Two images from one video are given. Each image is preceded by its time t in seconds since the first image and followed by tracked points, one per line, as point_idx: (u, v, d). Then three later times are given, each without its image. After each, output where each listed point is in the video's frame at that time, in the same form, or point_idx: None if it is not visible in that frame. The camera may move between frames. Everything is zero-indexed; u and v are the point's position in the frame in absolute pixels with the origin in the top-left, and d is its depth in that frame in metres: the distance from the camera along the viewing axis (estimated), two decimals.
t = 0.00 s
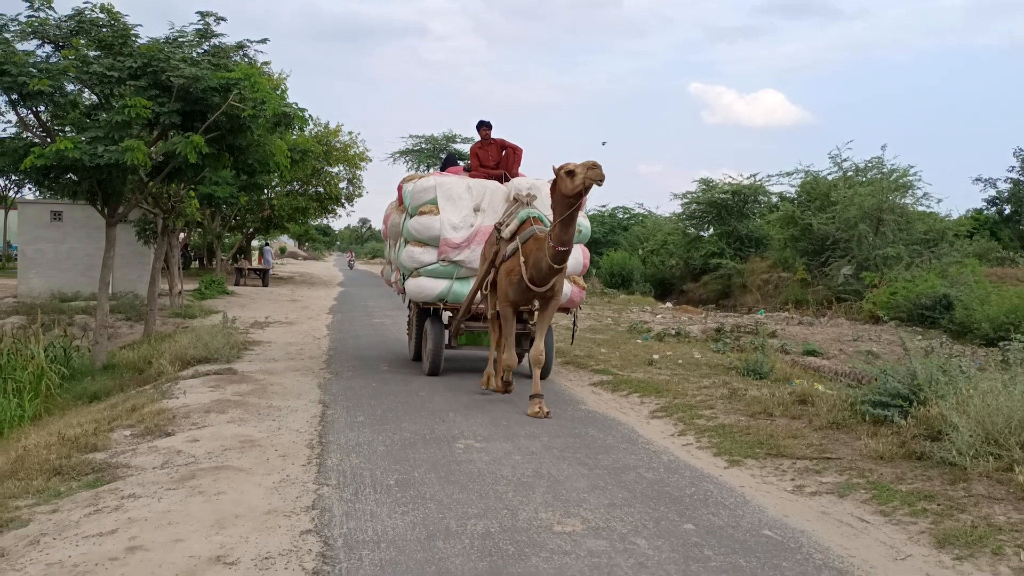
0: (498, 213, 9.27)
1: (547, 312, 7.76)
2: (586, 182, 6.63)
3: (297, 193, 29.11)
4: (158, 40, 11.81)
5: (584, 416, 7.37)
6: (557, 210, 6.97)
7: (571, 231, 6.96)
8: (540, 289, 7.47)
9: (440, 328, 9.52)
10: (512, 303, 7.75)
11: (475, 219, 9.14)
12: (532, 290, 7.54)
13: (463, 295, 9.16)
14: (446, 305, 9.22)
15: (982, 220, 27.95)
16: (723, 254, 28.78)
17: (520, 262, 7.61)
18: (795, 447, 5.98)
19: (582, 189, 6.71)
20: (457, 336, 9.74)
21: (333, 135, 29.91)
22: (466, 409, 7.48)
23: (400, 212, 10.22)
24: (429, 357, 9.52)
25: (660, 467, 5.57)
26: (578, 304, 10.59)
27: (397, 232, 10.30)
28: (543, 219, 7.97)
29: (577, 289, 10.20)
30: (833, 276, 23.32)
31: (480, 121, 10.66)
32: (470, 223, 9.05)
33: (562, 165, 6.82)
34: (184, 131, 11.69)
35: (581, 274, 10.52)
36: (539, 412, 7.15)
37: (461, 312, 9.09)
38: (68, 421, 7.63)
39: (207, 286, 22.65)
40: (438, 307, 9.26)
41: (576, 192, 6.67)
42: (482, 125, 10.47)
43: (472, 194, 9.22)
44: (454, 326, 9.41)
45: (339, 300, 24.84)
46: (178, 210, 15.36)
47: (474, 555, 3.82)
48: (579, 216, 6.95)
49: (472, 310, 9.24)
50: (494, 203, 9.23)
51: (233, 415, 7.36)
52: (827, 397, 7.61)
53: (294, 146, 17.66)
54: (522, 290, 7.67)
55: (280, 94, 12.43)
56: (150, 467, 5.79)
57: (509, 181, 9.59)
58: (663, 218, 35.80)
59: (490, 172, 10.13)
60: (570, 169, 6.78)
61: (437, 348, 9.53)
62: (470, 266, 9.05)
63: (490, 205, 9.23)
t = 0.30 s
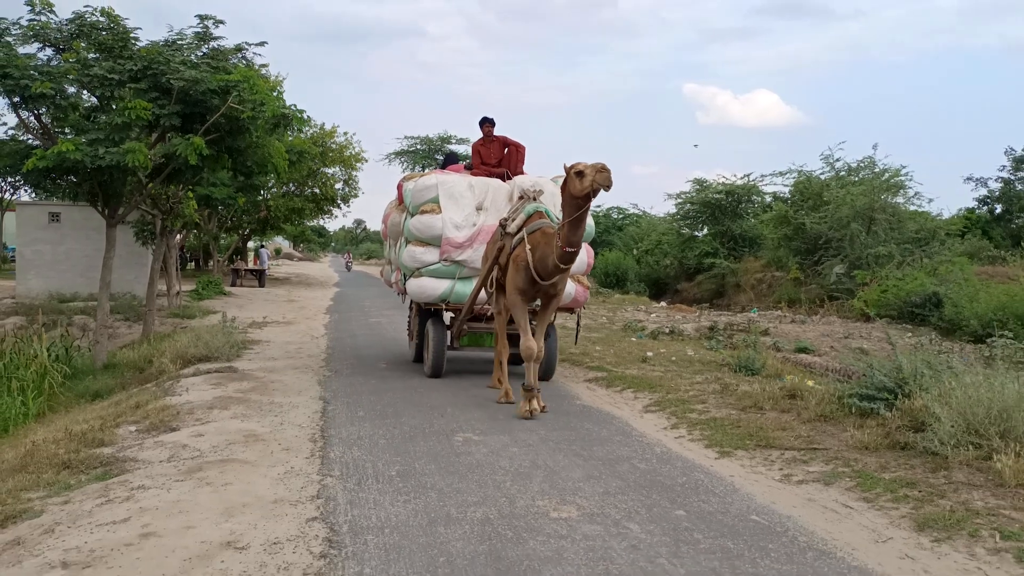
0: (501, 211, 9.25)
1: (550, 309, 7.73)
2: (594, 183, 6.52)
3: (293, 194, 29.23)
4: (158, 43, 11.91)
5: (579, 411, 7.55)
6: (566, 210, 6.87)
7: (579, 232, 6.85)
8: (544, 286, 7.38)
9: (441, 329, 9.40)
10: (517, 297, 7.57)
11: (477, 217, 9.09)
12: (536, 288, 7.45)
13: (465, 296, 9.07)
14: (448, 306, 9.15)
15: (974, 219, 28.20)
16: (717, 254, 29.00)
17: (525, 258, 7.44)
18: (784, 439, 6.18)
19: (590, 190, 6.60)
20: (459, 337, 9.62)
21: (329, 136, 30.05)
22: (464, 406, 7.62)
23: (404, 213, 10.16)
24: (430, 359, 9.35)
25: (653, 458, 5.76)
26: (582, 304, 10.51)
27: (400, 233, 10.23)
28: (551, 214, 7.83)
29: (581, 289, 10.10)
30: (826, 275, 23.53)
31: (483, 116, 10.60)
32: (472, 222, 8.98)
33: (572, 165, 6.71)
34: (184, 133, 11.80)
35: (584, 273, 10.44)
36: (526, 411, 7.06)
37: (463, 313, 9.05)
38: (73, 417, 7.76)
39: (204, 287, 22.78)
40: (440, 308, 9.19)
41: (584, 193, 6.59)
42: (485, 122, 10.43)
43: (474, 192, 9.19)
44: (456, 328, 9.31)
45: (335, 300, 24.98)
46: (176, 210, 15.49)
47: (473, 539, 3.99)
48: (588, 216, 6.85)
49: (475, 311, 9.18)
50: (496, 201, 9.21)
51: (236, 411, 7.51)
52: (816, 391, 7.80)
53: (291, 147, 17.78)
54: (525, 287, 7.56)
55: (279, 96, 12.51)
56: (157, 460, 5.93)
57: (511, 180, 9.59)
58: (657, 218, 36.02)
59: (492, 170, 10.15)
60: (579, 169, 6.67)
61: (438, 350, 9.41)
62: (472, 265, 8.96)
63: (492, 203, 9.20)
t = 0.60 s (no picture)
0: (500, 211, 9.01)
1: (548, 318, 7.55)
2: (594, 176, 6.25)
3: (285, 197, 29.30)
4: (149, 48, 12.00)
5: (570, 408, 7.69)
6: (569, 206, 6.60)
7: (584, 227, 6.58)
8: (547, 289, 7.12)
9: (439, 332, 9.24)
10: (521, 304, 7.29)
11: (475, 218, 8.88)
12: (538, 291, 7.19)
13: (463, 298, 8.86)
14: (446, 309, 8.95)
15: (960, 216, 28.49)
16: (707, 253, 29.23)
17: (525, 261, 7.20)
18: (767, 433, 6.35)
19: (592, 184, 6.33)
20: (458, 341, 9.46)
21: (319, 138, 30.13)
22: (458, 405, 7.73)
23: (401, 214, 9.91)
24: (429, 363, 9.20)
25: (642, 452, 5.92)
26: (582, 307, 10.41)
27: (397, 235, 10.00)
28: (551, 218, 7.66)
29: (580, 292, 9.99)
30: (815, 273, 23.78)
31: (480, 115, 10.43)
32: (470, 223, 8.79)
33: (573, 159, 6.46)
34: (177, 137, 11.87)
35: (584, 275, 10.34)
36: (542, 425, 6.56)
37: (461, 316, 8.86)
38: (72, 420, 7.87)
39: (196, 290, 22.85)
40: (438, 311, 8.99)
41: (585, 188, 6.30)
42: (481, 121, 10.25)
43: (473, 192, 8.96)
44: (454, 331, 9.15)
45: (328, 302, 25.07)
46: (169, 214, 15.59)
47: (468, 530, 4.15)
48: (592, 212, 6.58)
49: (473, 314, 8.99)
50: (495, 201, 8.96)
51: (233, 412, 7.63)
52: (802, 387, 7.97)
53: (282, 150, 17.86)
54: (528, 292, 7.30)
55: (269, 99, 12.71)
56: (157, 459, 6.05)
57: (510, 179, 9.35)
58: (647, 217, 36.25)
59: (490, 169, 9.99)
60: (580, 163, 6.41)
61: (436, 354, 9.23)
62: (471, 268, 8.76)
63: (491, 204, 8.97)
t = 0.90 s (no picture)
0: (499, 211, 9.00)
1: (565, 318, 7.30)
2: (599, 178, 6.15)
3: (281, 199, 29.42)
4: (147, 53, 12.16)
5: (564, 405, 7.87)
6: (575, 206, 6.51)
7: (590, 229, 6.47)
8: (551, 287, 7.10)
9: (440, 334, 9.14)
10: (523, 299, 7.37)
11: (475, 218, 8.86)
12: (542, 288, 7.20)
13: (464, 299, 8.84)
14: (447, 310, 8.90)
15: (953, 213, 28.68)
16: (702, 252, 29.43)
17: (530, 257, 7.23)
18: (754, 425, 6.55)
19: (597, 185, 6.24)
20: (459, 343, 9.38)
21: (316, 140, 30.29)
22: (455, 403, 7.89)
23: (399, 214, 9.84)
24: (431, 365, 9.05)
25: (632, 445, 6.10)
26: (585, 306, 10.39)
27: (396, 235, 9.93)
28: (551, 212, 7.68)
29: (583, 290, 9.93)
30: (809, 270, 23.96)
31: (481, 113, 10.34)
32: (470, 222, 8.76)
33: (579, 158, 6.38)
34: (176, 141, 12.02)
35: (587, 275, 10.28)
36: (535, 420, 6.78)
37: (463, 317, 8.78)
38: (76, 419, 8.03)
39: (194, 292, 23.00)
40: (439, 313, 8.93)
41: (590, 188, 6.22)
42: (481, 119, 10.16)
43: (472, 191, 8.94)
44: (455, 333, 9.08)
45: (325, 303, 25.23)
46: (167, 217, 15.75)
47: (462, 518, 4.32)
48: (598, 213, 6.47)
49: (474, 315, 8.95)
50: (495, 200, 8.95)
51: (233, 410, 7.80)
52: (790, 381, 8.16)
53: (279, 153, 18.02)
54: (532, 288, 7.31)
55: (266, 103, 12.88)
56: (161, 455, 6.22)
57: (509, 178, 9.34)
58: (642, 217, 36.46)
59: (490, 169, 9.92)
60: (586, 162, 6.32)
61: (438, 354, 9.10)
62: (471, 268, 8.74)
63: (490, 203, 8.96)
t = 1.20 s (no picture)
0: (506, 210, 8.60)
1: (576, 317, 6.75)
2: (607, 178, 5.86)
3: (280, 200, 29.57)
4: (148, 55, 12.32)
5: (559, 402, 8.02)
6: (584, 208, 6.18)
7: (600, 230, 6.14)
8: (560, 293, 6.74)
9: (443, 336, 8.83)
10: (527, 306, 7.10)
11: (481, 217, 8.48)
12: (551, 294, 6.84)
13: (469, 300, 8.51)
14: (451, 311, 8.58)
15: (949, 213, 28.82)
16: (699, 251, 29.60)
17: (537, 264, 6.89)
18: (743, 421, 6.72)
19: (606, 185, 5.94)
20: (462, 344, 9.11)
21: (315, 141, 30.46)
22: (452, 401, 8.01)
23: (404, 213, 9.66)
24: (433, 368, 8.79)
25: (623, 440, 6.27)
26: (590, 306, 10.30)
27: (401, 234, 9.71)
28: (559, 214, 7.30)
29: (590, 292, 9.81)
30: (804, 270, 24.14)
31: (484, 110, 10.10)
32: (476, 221, 8.40)
33: (587, 159, 6.09)
34: (177, 143, 12.17)
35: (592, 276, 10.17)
36: (530, 416, 6.95)
37: (468, 319, 8.45)
38: (80, 416, 8.19)
39: (194, 292, 23.16)
40: (443, 313, 8.61)
41: (599, 190, 5.93)
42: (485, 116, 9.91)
43: (478, 190, 8.59)
44: (459, 334, 8.77)
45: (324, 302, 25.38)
46: (168, 218, 15.91)
47: (457, 509, 4.50)
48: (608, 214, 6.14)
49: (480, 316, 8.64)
50: (502, 199, 8.56)
51: (235, 407, 7.96)
52: (780, 378, 8.32)
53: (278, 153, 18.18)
54: (540, 294, 6.97)
55: (266, 105, 13.08)
56: (165, 451, 6.37)
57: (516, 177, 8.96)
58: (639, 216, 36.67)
59: (494, 166, 9.66)
60: (595, 163, 6.01)
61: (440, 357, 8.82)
62: (477, 268, 8.38)
63: (497, 202, 8.56)
